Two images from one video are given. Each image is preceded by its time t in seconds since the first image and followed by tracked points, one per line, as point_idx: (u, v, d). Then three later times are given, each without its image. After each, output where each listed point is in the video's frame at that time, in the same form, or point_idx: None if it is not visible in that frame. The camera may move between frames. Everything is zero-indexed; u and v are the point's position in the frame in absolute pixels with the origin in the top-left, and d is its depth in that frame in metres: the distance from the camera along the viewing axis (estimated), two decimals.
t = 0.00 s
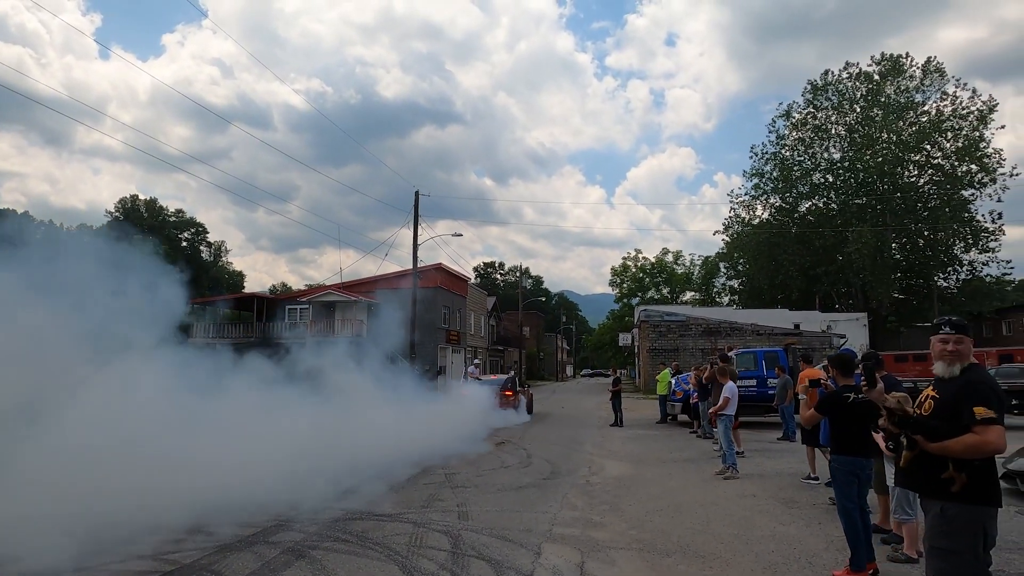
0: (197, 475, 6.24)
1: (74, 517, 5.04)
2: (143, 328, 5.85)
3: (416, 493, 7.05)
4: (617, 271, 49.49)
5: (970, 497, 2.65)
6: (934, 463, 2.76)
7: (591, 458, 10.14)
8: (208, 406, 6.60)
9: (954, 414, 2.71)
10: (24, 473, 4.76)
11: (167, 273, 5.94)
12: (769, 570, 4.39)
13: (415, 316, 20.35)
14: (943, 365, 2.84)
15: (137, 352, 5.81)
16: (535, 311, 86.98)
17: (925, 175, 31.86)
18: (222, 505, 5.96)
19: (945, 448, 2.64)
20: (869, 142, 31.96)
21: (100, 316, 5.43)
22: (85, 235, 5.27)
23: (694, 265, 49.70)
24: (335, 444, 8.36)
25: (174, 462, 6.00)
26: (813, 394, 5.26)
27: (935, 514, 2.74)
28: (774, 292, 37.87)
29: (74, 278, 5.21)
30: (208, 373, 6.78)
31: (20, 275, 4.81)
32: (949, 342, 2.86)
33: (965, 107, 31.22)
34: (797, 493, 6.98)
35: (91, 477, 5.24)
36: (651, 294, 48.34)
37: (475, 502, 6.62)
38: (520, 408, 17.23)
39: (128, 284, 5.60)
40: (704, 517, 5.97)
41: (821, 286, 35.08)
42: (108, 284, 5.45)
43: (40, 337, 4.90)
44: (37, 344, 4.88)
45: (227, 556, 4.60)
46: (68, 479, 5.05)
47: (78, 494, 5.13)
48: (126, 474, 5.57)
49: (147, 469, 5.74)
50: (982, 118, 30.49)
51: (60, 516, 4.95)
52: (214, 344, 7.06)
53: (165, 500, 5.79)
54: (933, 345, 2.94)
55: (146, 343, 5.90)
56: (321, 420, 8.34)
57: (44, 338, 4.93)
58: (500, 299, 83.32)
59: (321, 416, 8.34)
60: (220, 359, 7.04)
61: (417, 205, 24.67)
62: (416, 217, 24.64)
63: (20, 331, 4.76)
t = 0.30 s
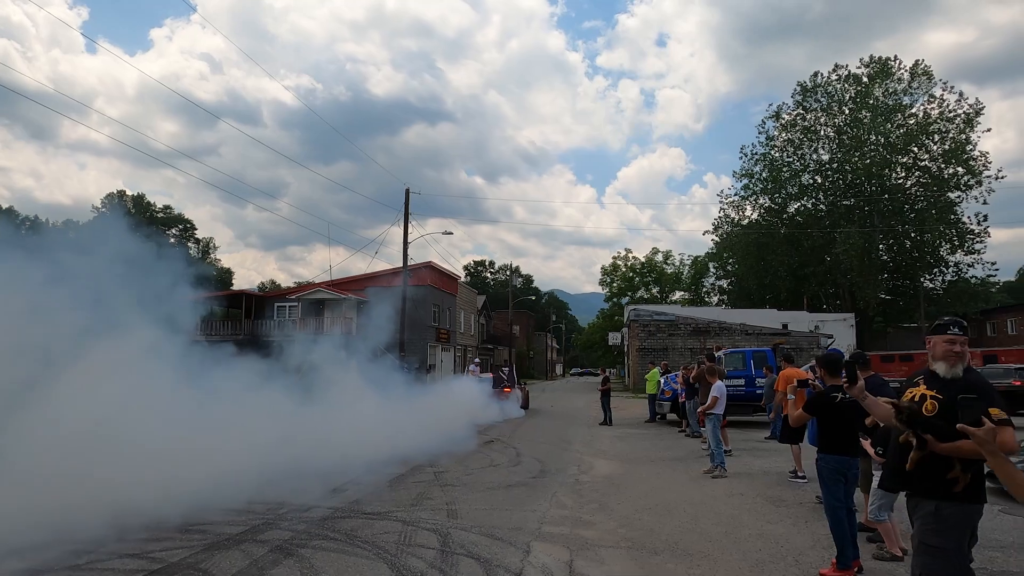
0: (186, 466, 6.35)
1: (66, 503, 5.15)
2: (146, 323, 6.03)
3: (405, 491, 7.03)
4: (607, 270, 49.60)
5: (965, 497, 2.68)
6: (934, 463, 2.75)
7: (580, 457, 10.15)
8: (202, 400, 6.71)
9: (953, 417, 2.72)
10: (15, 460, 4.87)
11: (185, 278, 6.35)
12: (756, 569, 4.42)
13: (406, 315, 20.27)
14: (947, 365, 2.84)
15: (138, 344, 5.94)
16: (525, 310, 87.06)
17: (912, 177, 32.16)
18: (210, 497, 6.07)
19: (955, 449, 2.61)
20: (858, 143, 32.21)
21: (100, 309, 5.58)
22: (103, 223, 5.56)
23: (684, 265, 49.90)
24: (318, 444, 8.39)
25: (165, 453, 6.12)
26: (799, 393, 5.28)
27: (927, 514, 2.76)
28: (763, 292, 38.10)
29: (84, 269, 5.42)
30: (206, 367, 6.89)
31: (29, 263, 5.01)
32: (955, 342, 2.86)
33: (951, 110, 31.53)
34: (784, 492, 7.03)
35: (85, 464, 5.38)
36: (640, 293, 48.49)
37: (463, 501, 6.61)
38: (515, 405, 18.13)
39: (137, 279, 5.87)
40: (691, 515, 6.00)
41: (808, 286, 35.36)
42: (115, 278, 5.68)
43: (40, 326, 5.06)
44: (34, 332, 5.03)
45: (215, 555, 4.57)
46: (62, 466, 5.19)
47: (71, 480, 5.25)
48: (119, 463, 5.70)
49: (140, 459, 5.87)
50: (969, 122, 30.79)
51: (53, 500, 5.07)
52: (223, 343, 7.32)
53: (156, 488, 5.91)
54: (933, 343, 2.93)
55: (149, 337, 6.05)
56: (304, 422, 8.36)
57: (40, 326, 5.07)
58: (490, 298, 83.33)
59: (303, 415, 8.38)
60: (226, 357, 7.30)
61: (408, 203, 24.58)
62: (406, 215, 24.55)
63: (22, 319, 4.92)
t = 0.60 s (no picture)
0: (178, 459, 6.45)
1: (52, 491, 5.27)
2: (146, 320, 6.14)
3: (391, 488, 7.00)
4: (596, 268, 49.70)
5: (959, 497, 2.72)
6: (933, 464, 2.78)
7: (567, 455, 10.16)
8: (195, 395, 6.79)
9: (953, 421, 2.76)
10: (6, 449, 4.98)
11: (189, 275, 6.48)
12: (741, 566, 4.46)
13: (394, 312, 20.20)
14: (941, 365, 2.89)
15: (134, 339, 6.04)
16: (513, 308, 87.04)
17: (897, 179, 32.49)
18: (194, 490, 6.15)
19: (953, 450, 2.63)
20: (844, 145, 32.50)
21: (96, 301, 5.66)
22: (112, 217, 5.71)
23: (671, 264, 50.10)
24: (302, 445, 8.37)
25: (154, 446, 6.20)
26: (784, 393, 5.33)
27: (919, 514, 2.81)
28: (750, 292, 38.37)
29: (85, 263, 5.56)
30: (201, 362, 6.96)
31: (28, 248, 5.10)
32: (950, 343, 2.90)
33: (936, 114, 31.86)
34: (768, 490, 7.08)
35: (75, 454, 5.50)
36: (628, 292, 48.64)
37: (450, 498, 6.61)
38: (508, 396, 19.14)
39: (139, 274, 6.01)
40: (676, 513, 6.04)
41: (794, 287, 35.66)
42: (117, 274, 5.83)
43: (32, 318, 5.15)
44: (27, 322, 5.14)
45: (199, 551, 4.54)
46: (56, 455, 5.32)
47: (61, 469, 5.38)
48: (108, 453, 5.82)
49: (126, 450, 5.97)
50: (953, 125, 31.11)
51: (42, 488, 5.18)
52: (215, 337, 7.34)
53: (142, 479, 6.04)
54: (928, 343, 2.97)
55: (146, 332, 6.14)
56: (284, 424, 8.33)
57: (34, 317, 5.19)
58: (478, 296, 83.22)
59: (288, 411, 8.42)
60: (219, 352, 7.36)
61: (396, 199, 24.46)
62: (394, 211, 24.42)
63: (15, 310, 5.00)
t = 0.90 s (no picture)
0: (155, 446, 6.60)
1: (44, 476, 5.35)
2: (139, 313, 6.21)
3: (382, 484, 7.00)
4: (588, 266, 49.81)
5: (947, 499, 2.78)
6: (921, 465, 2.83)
7: (557, 452, 10.19)
8: (183, 385, 6.86)
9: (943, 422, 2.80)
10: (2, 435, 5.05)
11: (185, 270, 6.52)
12: (729, 563, 4.50)
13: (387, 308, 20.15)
14: (932, 368, 2.94)
15: (127, 332, 6.09)
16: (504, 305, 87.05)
17: (887, 180, 32.70)
18: (178, 478, 6.26)
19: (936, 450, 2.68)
20: (835, 145, 32.67)
21: (89, 289, 5.69)
22: (110, 211, 5.76)
23: (663, 262, 50.26)
24: (288, 437, 8.43)
25: (137, 434, 6.34)
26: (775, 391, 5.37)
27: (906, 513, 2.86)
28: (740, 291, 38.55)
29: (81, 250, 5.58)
30: (195, 353, 7.00)
31: (28, 233, 5.12)
32: (941, 345, 2.94)
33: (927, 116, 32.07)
34: (757, 488, 7.13)
35: (64, 441, 5.57)
36: (619, 290, 48.78)
37: (440, 493, 6.63)
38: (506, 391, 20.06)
39: (136, 269, 6.08)
40: (666, 510, 6.07)
41: (784, 286, 35.89)
42: (112, 267, 5.90)
43: (31, 309, 5.20)
44: (19, 313, 5.17)
45: (189, 546, 4.52)
46: (47, 441, 5.39)
47: (50, 456, 5.45)
48: (96, 439, 5.91)
49: (112, 436, 6.06)
50: (944, 127, 31.35)
51: (32, 475, 5.25)
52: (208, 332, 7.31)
53: (125, 467, 6.14)
54: (920, 344, 3.00)
55: (139, 326, 6.20)
56: (271, 422, 8.36)
57: (27, 309, 5.22)
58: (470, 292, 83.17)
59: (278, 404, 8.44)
60: (212, 345, 7.35)
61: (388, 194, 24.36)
62: (386, 206, 24.33)
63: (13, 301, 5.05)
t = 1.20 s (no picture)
0: (144, 433, 6.63)
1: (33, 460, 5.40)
2: (129, 302, 6.22)
3: (374, 474, 7.01)
4: (581, 259, 49.87)
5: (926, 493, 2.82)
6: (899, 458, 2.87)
7: (549, 444, 10.22)
8: (173, 373, 6.87)
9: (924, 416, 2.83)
10: None
11: (178, 258, 6.54)
12: (718, 555, 4.55)
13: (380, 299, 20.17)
14: (916, 363, 2.97)
15: (117, 319, 6.09)
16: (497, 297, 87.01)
17: (880, 177, 32.82)
18: (166, 465, 6.29)
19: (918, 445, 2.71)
20: (829, 142, 32.78)
21: (80, 276, 5.70)
22: (101, 199, 5.78)
23: (656, 257, 50.38)
24: (278, 426, 8.44)
25: (126, 421, 6.36)
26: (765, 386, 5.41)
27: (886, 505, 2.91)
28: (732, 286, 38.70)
29: (74, 237, 5.59)
30: (188, 342, 7.01)
31: (19, 219, 5.11)
32: (926, 341, 2.99)
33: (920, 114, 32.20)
34: (746, 481, 7.19)
35: (53, 425, 5.60)
36: (612, 283, 48.86)
37: (432, 484, 6.65)
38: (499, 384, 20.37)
39: (127, 257, 6.11)
40: (656, 502, 6.12)
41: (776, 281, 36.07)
42: (103, 255, 5.90)
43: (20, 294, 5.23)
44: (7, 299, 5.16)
45: (181, 534, 4.54)
46: (35, 426, 5.42)
47: (39, 443, 5.47)
48: (87, 425, 5.95)
49: (102, 423, 6.09)
50: (937, 125, 31.51)
51: (20, 460, 5.28)
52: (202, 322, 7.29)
53: (114, 454, 6.17)
54: (906, 340, 3.05)
55: (130, 313, 6.20)
56: (261, 411, 8.37)
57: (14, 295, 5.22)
58: (463, 284, 83.09)
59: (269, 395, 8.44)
60: (205, 336, 7.32)
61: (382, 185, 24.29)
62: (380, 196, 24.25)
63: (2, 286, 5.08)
